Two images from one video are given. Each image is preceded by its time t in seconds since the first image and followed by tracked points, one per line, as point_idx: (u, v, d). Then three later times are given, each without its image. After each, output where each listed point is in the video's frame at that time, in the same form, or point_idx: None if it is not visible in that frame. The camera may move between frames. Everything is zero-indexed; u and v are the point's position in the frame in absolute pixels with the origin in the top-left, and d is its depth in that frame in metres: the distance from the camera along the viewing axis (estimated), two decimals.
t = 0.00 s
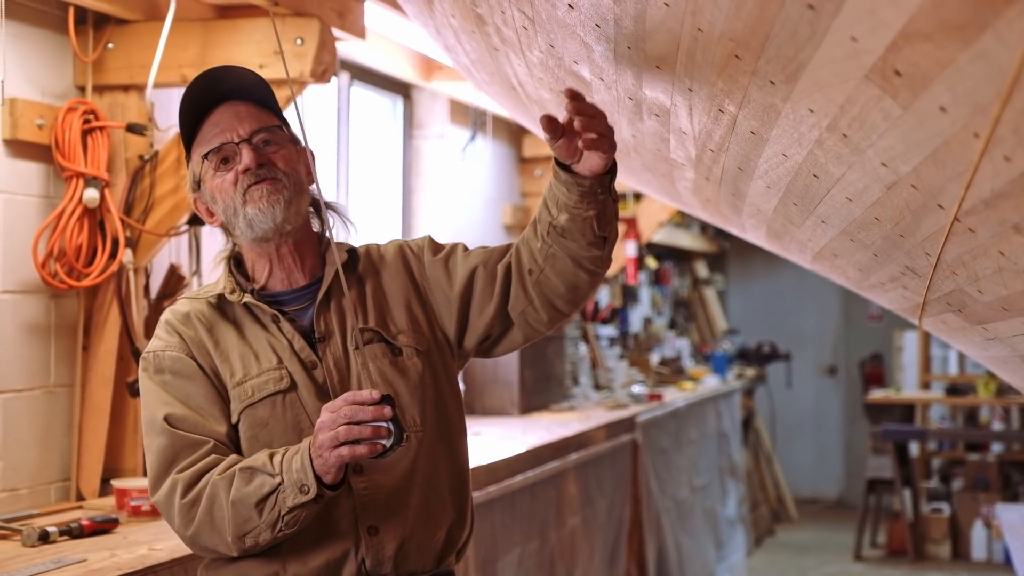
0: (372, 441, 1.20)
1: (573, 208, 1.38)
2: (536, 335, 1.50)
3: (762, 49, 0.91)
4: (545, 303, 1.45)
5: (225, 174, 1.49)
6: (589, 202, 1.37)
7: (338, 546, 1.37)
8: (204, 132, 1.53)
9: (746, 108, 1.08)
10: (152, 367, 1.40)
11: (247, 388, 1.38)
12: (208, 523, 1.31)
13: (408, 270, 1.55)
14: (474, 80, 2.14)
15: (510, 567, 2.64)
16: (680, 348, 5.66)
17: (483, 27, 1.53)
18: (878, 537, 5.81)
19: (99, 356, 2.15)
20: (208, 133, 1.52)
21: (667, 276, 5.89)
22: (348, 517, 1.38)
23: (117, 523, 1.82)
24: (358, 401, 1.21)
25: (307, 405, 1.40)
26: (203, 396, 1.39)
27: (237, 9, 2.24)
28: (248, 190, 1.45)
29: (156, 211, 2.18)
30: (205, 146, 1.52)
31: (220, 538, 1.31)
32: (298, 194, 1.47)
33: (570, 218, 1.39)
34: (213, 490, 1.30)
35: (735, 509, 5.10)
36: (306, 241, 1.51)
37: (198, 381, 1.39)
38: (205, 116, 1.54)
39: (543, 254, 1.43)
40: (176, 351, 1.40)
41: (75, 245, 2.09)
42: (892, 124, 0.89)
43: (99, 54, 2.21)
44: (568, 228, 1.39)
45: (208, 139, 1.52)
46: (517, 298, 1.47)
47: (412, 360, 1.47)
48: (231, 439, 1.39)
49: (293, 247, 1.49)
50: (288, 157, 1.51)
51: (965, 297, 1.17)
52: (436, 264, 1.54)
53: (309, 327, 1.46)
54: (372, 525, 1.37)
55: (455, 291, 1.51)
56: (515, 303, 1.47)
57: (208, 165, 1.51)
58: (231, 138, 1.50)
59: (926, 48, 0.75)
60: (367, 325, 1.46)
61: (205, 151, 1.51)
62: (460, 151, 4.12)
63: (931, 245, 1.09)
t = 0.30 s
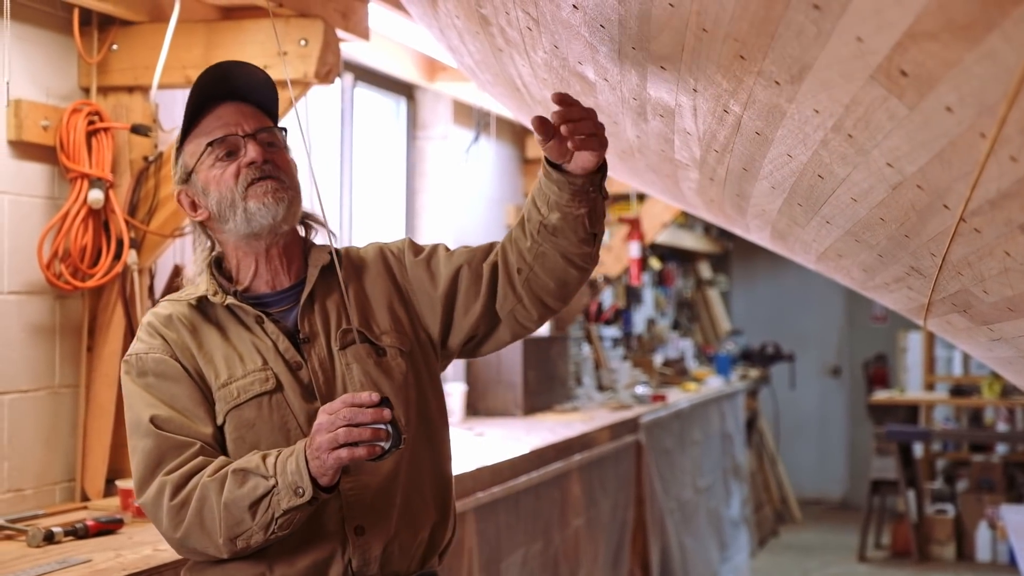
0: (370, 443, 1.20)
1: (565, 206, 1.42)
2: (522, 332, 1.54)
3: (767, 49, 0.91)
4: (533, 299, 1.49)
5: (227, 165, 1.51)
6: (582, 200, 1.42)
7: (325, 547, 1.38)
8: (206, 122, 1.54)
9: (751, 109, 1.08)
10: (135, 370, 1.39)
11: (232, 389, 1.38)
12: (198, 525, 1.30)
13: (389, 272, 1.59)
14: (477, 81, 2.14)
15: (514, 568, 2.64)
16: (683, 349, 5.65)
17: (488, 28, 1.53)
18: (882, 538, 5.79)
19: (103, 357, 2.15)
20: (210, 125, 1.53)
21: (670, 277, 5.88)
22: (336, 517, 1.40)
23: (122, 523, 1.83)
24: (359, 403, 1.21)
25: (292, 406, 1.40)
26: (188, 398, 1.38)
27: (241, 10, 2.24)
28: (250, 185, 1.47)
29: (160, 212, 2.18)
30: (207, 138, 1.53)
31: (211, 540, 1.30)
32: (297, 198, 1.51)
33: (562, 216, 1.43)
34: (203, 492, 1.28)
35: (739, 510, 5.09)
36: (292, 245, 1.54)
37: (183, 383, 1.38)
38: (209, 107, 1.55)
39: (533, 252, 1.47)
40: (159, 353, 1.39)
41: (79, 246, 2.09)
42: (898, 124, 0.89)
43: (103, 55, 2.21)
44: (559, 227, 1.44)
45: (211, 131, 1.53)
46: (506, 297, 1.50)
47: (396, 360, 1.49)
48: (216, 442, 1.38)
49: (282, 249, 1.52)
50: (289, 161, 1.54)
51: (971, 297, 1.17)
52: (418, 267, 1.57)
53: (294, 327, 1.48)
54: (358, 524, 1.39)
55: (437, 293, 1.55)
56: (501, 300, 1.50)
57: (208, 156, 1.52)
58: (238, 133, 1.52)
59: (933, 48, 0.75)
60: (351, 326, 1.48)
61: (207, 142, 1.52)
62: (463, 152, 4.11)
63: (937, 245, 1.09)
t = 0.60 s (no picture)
0: (372, 446, 1.21)
1: (627, 317, 1.44)
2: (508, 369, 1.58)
3: (773, 49, 0.91)
4: (535, 358, 1.54)
5: (248, 164, 1.51)
6: (642, 319, 1.45)
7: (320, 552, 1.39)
8: (231, 113, 1.52)
9: (757, 108, 1.08)
10: (123, 368, 1.37)
11: (224, 390, 1.38)
12: (191, 525, 1.29)
13: (378, 278, 1.60)
14: (482, 81, 2.15)
15: (519, 568, 2.64)
16: (688, 349, 5.65)
17: (493, 28, 1.53)
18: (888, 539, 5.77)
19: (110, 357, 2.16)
20: (234, 117, 1.52)
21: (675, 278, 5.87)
22: (331, 523, 1.40)
23: (128, 523, 1.83)
24: (363, 405, 1.21)
25: (285, 408, 1.41)
26: (179, 397, 1.37)
27: (247, 10, 2.24)
28: (272, 191, 1.50)
29: (165, 213, 2.22)
30: (230, 129, 1.52)
31: (204, 541, 1.29)
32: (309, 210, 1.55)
33: (616, 324, 1.45)
34: (198, 493, 1.27)
35: (745, 511, 5.08)
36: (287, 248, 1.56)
37: (174, 383, 1.37)
38: (233, 98, 1.54)
39: (564, 331, 1.51)
40: (149, 351, 1.37)
41: (86, 247, 2.10)
42: (905, 124, 0.89)
43: (109, 56, 2.22)
44: (607, 328, 1.47)
45: (234, 123, 1.52)
46: (508, 342, 1.54)
47: (386, 369, 1.52)
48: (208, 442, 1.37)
49: (282, 255, 1.54)
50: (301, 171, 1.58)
51: (978, 297, 1.17)
52: (406, 277, 1.59)
53: (284, 331, 1.48)
54: (353, 531, 1.40)
55: (423, 306, 1.57)
56: (498, 342, 1.54)
57: (228, 149, 1.51)
58: (264, 133, 1.53)
59: (941, 47, 0.75)
60: (342, 333, 1.50)
61: (230, 135, 1.51)
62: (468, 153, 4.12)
63: (943, 245, 1.09)
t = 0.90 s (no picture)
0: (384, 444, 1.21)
1: (657, 389, 1.44)
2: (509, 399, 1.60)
3: (782, 48, 0.91)
4: (544, 399, 1.55)
5: (291, 162, 1.50)
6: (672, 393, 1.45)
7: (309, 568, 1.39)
8: (279, 106, 1.50)
9: (765, 108, 1.07)
10: (127, 350, 1.35)
11: (230, 390, 1.38)
12: (188, 518, 1.28)
13: (393, 287, 1.60)
14: (490, 82, 2.14)
15: (527, 568, 2.64)
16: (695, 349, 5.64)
17: (500, 28, 1.53)
18: (896, 539, 5.76)
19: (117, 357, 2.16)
20: (283, 111, 1.51)
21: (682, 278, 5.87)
22: (323, 539, 1.40)
23: (136, 523, 1.84)
24: (377, 403, 1.20)
25: (290, 419, 1.41)
26: (181, 388, 1.36)
27: (254, 11, 2.25)
28: (312, 194, 1.50)
29: (173, 214, 2.21)
30: (279, 124, 1.50)
31: (200, 534, 1.28)
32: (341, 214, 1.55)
33: (645, 392, 1.46)
34: (198, 488, 1.27)
35: (752, 511, 5.07)
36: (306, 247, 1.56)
37: (180, 373, 1.36)
38: (282, 92, 1.51)
39: (585, 386, 1.52)
40: (155, 339, 1.36)
41: (93, 247, 2.10)
42: (912, 123, 0.88)
43: (117, 57, 2.22)
44: (634, 394, 1.47)
45: (282, 118, 1.50)
46: (521, 377, 1.55)
47: (391, 384, 1.52)
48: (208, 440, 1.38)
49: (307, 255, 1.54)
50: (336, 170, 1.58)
51: (986, 297, 1.16)
52: (420, 290, 1.59)
53: (296, 334, 1.48)
54: (342, 550, 1.40)
55: (433, 323, 1.58)
56: (509, 376, 1.56)
57: (274, 144, 1.50)
58: (311, 132, 1.52)
59: (949, 47, 0.74)
60: (352, 346, 1.50)
61: (278, 129, 1.50)
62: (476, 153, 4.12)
63: (951, 244, 1.09)
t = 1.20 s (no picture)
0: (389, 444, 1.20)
1: (650, 370, 1.46)
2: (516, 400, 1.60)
3: (785, 48, 0.90)
4: (550, 392, 1.56)
5: (254, 150, 1.50)
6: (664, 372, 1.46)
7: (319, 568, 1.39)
8: (234, 100, 1.51)
9: (768, 108, 1.07)
10: (132, 351, 1.35)
11: (237, 391, 1.38)
12: (194, 523, 1.28)
13: (400, 286, 1.60)
14: (494, 82, 2.14)
15: (530, 568, 2.64)
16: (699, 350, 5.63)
17: (505, 28, 1.52)
18: (899, 539, 5.75)
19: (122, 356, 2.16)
20: (238, 104, 1.51)
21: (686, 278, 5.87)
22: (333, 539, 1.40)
23: (140, 523, 1.84)
24: (380, 403, 1.21)
25: (298, 422, 1.41)
26: (185, 390, 1.36)
27: (257, 10, 2.24)
28: (280, 176, 1.48)
29: (176, 214, 2.21)
30: (234, 116, 1.50)
31: (206, 540, 1.28)
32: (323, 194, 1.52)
33: (639, 374, 1.47)
34: (202, 491, 1.27)
35: (756, 511, 5.07)
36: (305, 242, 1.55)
37: (184, 374, 1.36)
38: (235, 86, 1.52)
39: (585, 373, 1.53)
40: (159, 339, 1.36)
41: (97, 247, 2.10)
42: (915, 123, 0.88)
43: (120, 56, 2.22)
44: (630, 377, 1.49)
45: (238, 110, 1.51)
46: (527, 371, 1.56)
47: (400, 384, 1.52)
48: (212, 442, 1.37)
49: (300, 244, 1.52)
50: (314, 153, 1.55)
51: (988, 298, 1.16)
52: (429, 290, 1.59)
53: (303, 335, 1.48)
54: (354, 550, 1.40)
55: (443, 323, 1.57)
56: (515, 372, 1.56)
57: (234, 137, 1.50)
58: (268, 118, 1.51)
59: (951, 47, 0.74)
60: (362, 345, 1.50)
61: (234, 121, 1.50)
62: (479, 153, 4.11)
63: (954, 245, 1.08)
